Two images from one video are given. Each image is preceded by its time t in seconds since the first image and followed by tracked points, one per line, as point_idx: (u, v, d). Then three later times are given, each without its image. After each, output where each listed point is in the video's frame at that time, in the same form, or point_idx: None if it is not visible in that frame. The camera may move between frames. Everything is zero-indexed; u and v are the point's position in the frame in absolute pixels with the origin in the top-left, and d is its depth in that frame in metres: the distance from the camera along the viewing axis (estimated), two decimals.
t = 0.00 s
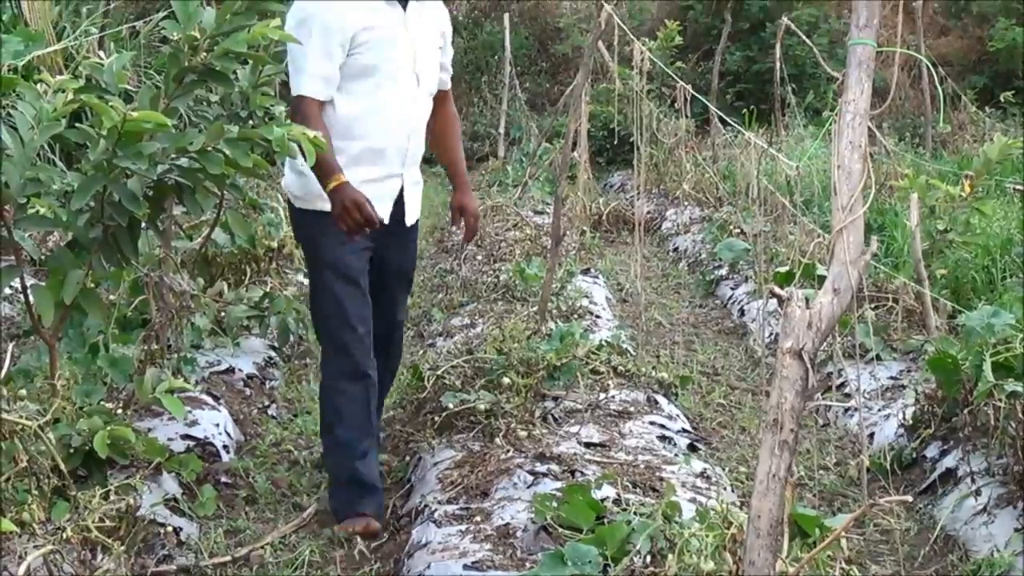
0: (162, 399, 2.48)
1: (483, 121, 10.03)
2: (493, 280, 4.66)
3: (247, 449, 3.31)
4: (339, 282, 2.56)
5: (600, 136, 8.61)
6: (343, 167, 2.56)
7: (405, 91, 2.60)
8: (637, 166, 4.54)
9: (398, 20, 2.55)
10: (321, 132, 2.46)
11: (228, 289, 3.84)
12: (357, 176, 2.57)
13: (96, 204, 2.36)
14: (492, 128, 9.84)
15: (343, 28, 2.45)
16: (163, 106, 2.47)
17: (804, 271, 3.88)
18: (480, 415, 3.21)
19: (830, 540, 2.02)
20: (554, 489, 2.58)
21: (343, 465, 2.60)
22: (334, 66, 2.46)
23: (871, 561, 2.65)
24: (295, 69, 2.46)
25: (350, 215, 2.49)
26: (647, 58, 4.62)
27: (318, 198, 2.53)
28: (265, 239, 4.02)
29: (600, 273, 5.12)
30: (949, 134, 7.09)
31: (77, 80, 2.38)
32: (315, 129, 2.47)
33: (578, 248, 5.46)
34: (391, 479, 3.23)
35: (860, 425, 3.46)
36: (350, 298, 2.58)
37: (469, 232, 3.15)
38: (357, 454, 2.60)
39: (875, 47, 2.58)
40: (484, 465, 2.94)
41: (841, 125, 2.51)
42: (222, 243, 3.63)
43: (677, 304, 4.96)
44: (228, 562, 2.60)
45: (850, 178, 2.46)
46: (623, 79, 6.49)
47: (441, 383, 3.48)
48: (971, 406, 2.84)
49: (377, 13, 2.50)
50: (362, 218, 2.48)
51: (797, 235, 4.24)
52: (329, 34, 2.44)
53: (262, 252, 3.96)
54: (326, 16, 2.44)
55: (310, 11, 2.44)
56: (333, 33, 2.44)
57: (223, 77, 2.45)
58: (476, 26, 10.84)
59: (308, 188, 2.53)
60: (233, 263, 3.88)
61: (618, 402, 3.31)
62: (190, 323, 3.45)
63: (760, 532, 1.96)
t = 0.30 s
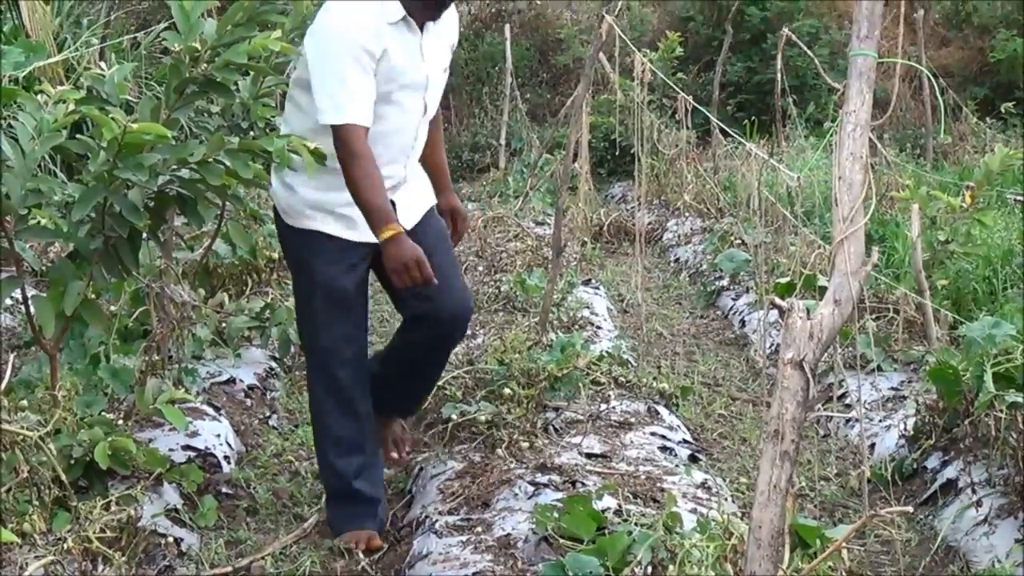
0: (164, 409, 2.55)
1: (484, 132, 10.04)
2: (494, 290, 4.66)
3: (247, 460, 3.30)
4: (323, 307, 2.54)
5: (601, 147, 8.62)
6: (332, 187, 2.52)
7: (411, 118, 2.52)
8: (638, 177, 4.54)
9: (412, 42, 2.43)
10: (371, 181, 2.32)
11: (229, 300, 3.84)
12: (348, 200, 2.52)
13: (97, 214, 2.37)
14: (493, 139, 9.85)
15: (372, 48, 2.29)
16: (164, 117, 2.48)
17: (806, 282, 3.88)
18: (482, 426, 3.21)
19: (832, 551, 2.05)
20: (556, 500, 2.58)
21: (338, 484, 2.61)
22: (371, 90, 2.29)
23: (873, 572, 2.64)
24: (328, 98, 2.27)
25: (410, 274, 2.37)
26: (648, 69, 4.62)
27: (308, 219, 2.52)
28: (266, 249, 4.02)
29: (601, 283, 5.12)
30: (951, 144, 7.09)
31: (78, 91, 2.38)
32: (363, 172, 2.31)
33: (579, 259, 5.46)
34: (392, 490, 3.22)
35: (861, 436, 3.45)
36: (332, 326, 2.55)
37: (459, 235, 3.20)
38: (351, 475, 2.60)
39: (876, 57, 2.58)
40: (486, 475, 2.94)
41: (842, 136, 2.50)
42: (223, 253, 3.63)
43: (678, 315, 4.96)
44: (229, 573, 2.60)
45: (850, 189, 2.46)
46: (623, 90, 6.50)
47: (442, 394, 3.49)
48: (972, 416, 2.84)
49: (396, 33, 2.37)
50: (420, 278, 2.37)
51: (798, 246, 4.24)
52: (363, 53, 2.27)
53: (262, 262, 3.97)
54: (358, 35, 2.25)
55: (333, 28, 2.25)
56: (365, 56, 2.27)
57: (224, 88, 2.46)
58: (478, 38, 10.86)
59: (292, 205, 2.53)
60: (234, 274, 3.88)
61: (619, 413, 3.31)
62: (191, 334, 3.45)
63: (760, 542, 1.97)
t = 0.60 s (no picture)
0: (166, 413, 2.55)
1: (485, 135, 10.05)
2: (495, 294, 4.66)
3: (248, 463, 3.31)
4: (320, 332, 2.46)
5: (602, 151, 8.63)
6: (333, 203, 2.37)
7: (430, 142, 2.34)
8: (639, 180, 4.54)
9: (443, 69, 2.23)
10: (416, 212, 2.15)
11: (230, 303, 3.84)
12: (343, 219, 2.37)
13: (98, 218, 2.37)
14: (494, 143, 9.86)
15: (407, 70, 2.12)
16: (165, 120, 2.49)
17: (806, 286, 3.87)
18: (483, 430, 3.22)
19: (831, 555, 2.07)
20: (557, 503, 2.58)
21: (342, 493, 2.64)
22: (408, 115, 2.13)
23: None
24: (366, 117, 2.12)
25: (461, 312, 2.22)
26: (649, 73, 4.62)
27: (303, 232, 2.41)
28: (267, 253, 4.02)
29: (602, 287, 5.12)
30: (952, 148, 7.09)
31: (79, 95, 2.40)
32: (408, 206, 2.14)
33: (580, 263, 5.46)
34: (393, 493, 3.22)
35: (862, 439, 3.45)
36: (328, 353, 2.48)
37: (491, 243, 2.98)
38: (353, 486, 2.62)
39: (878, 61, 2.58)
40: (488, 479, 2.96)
41: (843, 140, 2.51)
42: (223, 257, 3.63)
43: (679, 319, 4.96)
44: None
45: (851, 193, 2.46)
46: (624, 94, 6.50)
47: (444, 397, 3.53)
48: (973, 420, 2.84)
49: (430, 61, 2.18)
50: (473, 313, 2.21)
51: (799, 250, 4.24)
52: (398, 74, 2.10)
53: (263, 265, 3.97)
54: (391, 53, 2.08)
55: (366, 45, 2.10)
56: (400, 77, 2.10)
57: (226, 91, 2.47)
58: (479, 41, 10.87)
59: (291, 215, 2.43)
60: (235, 277, 3.88)
61: (620, 416, 3.31)
62: (193, 337, 3.45)
63: (762, 545, 1.97)
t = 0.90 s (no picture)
0: (167, 410, 2.57)
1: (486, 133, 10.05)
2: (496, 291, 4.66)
3: (250, 461, 3.31)
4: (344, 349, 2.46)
5: (603, 148, 8.62)
6: (372, 234, 2.29)
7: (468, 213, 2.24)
8: (641, 177, 4.54)
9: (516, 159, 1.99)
10: (514, 329, 1.80)
11: (231, 301, 3.85)
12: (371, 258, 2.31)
13: (98, 215, 2.37)
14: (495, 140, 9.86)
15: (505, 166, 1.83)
16: (166, 117, 2.49)
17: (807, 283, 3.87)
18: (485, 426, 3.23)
19: (833, 551, 2.05)
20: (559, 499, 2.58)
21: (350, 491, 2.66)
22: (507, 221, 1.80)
23: (875, 573, 2.65)
24: (452, 217, 1.80)
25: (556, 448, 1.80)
26: (650, 70, 4.62)
27: (342, 254, 2.33)
28: (268, 250, 4.02)
29: (603, 284, 5.12)
30: (953, 145, 7.09)
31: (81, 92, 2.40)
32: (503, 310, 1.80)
33: (581, 260, 5.46)
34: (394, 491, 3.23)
35: (863, 436, 3.45)
36: (351, 371, 2.48)
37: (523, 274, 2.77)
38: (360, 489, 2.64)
39: (880, 57, 2.57)
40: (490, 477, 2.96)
41: (844, 137, 2.51)
42: (224, 254, 3.63)
43: (680, 316, 4.96)
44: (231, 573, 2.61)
45: (853, 190, 2.46)
46: (625, 91, 6.50)
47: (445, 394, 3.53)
48: (974, 417, 2.84)
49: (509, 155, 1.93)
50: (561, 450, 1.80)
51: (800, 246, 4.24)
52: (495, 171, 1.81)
53: (264, 263, 3.97)
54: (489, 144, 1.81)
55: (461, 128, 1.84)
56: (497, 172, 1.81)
57: (226, 89, 2.47)
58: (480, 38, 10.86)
59: (326, 232, 2.35)
60: (236, 274, 3.88)
61: (622, 414, 3.31)
62: (194, 334, 3.45)
63: (763, 542, 1.96)
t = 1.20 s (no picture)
0: (168, 402, 2.57)
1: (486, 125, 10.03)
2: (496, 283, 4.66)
3: (251, 452, 3.31)
4: (359, 330, 2.49)
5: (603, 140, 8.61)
6: (409, 252, 2.31)
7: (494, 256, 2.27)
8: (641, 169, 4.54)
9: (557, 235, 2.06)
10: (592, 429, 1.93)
11: (231, 293, 3.85)
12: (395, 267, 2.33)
13: (99, 207, 2.37)
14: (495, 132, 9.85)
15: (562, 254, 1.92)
16: (166, 110, 2.49)
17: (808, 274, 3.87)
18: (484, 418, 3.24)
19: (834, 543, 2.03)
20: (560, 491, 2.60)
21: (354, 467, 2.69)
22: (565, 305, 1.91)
23: (875, 565, 2.65)
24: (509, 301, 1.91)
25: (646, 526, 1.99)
26: (650, 61, 4.62)
27: (380, 262, 2.34)
28: (268, 242, 4.02)
29: (603, 276, 5.12)
30: (954, 137, 7.08)
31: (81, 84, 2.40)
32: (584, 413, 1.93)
33: (581, 252, 5.46)
34: (395, 483, 3.23)
35: (864, 428, 3.45)
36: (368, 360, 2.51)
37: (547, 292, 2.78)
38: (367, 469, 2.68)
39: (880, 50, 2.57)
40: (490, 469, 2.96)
41: (845, 129, 2.52)
42: (225, 247, 3.63)
43: (681, 308, 4.96)
44: (233, 565, 2.62)
45: (854, 182, 2.45)
46: (626, 82, 6.50)
47: (446, 386, 3.53)
48: (975, 409, 2.84)
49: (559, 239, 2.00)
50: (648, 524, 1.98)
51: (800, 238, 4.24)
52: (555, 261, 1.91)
53: (265, 255, 3.97)
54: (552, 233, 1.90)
55: (516, 213, 1.91)
56: (555, 262, 1.90)
57: (227, 81, 2.47)
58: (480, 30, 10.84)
59: (363, 237, 2.35)
60: (236, 266, 3.88)
61: (622, 405, 3.31)
62: (195, 326, 3.45)
63: (763, 534, 1.94)
